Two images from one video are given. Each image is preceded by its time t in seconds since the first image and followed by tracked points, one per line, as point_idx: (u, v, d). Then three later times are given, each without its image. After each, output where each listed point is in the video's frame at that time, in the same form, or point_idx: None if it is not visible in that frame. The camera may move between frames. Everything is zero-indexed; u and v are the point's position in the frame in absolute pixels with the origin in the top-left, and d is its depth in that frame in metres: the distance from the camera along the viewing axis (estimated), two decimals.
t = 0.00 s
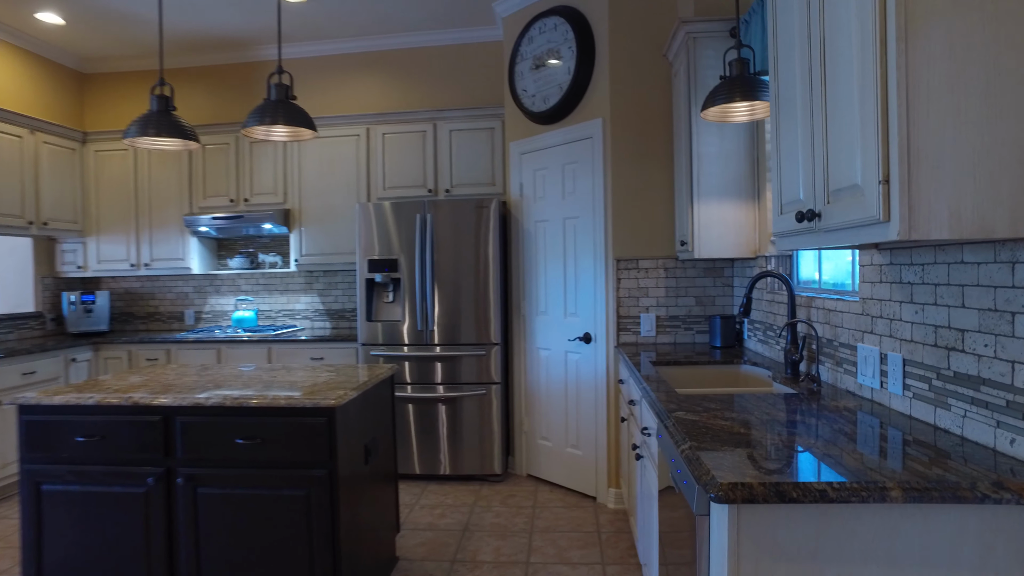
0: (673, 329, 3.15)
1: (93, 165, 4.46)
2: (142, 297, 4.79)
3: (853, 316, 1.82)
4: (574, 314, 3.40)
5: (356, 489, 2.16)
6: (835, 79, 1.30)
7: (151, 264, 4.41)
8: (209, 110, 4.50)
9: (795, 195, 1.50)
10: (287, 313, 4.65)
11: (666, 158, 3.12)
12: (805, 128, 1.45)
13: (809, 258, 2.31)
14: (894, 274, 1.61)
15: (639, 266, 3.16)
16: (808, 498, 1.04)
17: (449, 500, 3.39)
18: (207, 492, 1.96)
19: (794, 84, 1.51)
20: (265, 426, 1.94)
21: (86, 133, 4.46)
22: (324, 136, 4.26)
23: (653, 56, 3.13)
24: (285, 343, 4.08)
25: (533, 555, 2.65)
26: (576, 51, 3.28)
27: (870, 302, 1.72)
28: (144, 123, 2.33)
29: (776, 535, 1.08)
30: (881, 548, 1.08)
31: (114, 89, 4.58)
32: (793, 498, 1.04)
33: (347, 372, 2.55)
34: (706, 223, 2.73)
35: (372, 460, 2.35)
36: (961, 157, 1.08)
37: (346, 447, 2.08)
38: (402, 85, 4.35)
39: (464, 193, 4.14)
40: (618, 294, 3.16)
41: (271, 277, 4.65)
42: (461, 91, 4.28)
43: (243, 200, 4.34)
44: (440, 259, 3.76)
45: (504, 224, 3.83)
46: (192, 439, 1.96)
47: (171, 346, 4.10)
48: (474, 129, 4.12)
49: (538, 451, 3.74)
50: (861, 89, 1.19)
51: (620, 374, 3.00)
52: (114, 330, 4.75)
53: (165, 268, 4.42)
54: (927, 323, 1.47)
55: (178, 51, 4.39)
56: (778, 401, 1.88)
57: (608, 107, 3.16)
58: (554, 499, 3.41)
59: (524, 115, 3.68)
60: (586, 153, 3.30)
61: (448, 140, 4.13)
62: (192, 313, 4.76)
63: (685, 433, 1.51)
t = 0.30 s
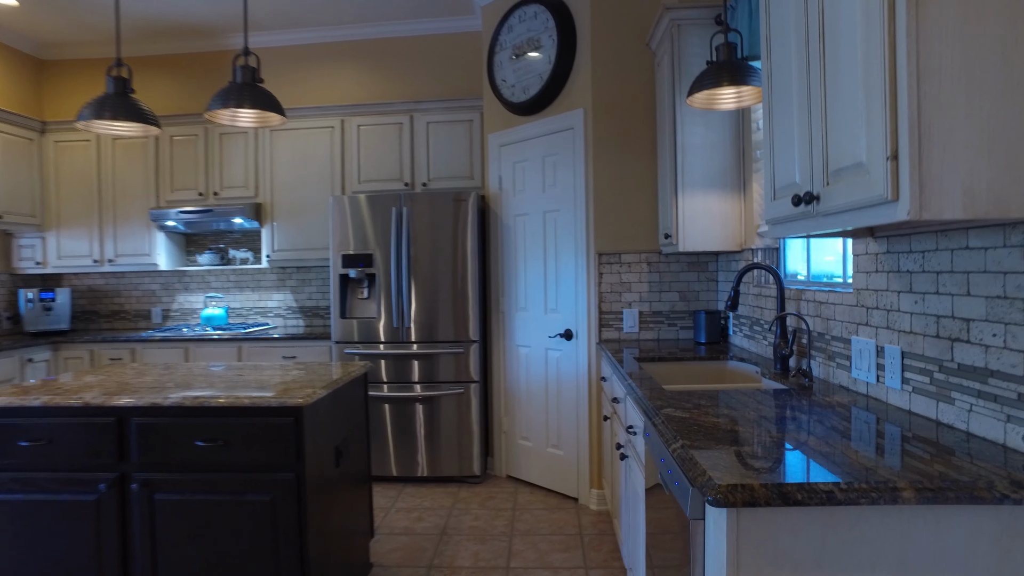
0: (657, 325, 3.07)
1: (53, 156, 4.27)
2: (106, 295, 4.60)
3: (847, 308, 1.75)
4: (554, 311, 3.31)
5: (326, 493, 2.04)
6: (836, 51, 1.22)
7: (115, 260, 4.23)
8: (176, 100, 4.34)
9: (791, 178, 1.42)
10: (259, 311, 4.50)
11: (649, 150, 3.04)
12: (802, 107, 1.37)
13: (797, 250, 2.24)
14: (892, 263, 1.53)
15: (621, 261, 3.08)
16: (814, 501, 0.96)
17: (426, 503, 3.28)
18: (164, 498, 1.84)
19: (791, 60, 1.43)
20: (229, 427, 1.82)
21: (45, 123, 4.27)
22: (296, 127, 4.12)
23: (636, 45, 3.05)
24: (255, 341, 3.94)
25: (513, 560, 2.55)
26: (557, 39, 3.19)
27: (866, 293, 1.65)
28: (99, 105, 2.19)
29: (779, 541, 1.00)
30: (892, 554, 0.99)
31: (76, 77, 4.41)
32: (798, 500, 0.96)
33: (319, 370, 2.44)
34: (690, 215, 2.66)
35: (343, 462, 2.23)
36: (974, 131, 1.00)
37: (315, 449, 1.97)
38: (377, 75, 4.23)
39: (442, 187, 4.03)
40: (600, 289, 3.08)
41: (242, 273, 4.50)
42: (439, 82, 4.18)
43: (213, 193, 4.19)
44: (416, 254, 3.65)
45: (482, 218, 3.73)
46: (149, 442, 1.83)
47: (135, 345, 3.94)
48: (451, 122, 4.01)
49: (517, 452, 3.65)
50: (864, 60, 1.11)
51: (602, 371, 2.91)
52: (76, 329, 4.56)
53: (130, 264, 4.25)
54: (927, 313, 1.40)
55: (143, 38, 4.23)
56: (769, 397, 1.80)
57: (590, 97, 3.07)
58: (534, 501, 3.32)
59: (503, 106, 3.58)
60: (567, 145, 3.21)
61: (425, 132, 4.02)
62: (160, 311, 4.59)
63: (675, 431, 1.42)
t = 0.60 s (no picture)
0: (645, 320, 2.94)
1: (11, 144, 4.07)
2: (69, 291, 4.40)
3: (852, 297, 1.63)
4: (538, 306, 3.17)
5: (292, 500, 1.89)
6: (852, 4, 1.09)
7: (78, 254, 4.01)
8: (142, 87, 4.17)
9: (798, 151, 1.29)
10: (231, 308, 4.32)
11: (637, 137, 2.92)
12: (810, 72, 1.24)
13: (796, 236, 2.15)
14: (904, 247, 1.41)
15: (608, 252, 2.95)
16: (839, 511, 0.82)
17: (404, 508, 3.13)
18: (110, 508, 1.67)
19: (797, 22, 1.30)
20: (182, 430, 1.66)
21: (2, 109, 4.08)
22: (270, 116, 3.94)
23: (623, 28, 2.92)
24: (226, 339, 3.77)
25: (495, 568, 2.42)
26: (541, 22, 3.05)
27: (873, 280, 1.53)
28: (44, 81, 2.01)
29: (798, 558, 0.86)
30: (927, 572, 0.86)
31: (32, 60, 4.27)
32: (821, 510, 0.82)
33: (287, 367, 2.28)
34: (680, 203, 2.53)
35: (312, 466, 2.08)
36: (1017, 86, 0.88)
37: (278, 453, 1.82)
38: (355, 62, 4.07)
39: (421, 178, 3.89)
40: (585, 282, 2.94)
41: (214, 269, 4.32)
42: (418, 70, 4.03)
43: (182, 184, 4.00)
44: (392, 246, 3.50)
45: (463, 209, 3.59)
46: (93, 447, 1.67)
47: (98, 344, 3.75)
48: (431, 111, 3.86)
49: (500, 453, 3.51)
50: (887, 10, 0.98)
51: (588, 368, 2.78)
52: (37, 327, 4.35)
53: (94, 259, 4.02)
54: (945, 299, 1.28)
55: (108, 21, 4.03)
56: (768, 393, 1.68)
57: (575, 82, 2.94)
58: (518, 505, 3.18)
59: (484, 93, 3.44)
60: (551, 132, 3.08)
61: (404, 121, 3.87)
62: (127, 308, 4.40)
63: (672, 430, 1.28)
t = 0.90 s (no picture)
0: (616, 316, 2.79)
1: None
2: None
3: (844, 287, 1.50)
4: (503, 301, 3.01)
5: (228, 517, 1.69)
6: None
7: (8, 248, 3.70)
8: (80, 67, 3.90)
9: (797, 118, 1.15)
10: (179, 306, 4.05)
11: (609, 123, 2.78)
12: (811, 27, 1.10)
13: (774, 225, 2.06)
14: (905, 230, 1.28)
15: (577, 244, 2.80)
16: (868, 536, 0.67)
17: (361, 518, 2.93)
18: (9, 533, 1.45)
19: None
20: (95, 440, 1.45)
21: None
22: (220, 101, 3.69)
23: (594, 8, 2.77)
24: (170, 339, 3.51)
25: None
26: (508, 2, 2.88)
27: (870, 267, 1.39)
28: None
29: None
30: None
31: None
32: (847, 536, 0.67)
33: (228, 368, 2.07)
34: (654, 190, 2.39)
35: (253, 477, 1.88)
36: None
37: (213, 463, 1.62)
38: (312, 46, 3.85)
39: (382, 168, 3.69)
40: (553, 276, 2.79)
41: (159, 264, 4.05)
42: (379, 55, 3.83)
43: (124, 173, 3.73)
44: (349, 239, 3.29)
45: (425, 201, 3.41)
46: None
47: (29, 344, 3.46)
48: (392, 97, 3.66)
49: (463, 457, 3.34)
50: None
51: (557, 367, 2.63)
52: None
53: (25, 254, 3.71)
54: (956, 286, 1.15)
55: None
56: (754, 392, 1.53)
57: (543, 64, 2.78)
58: (482, 512, 3.01)
59: (448, 77, 3.26)
60: (518, 118, 2.92)
61: (364, 108, 3.66)
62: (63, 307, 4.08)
63: (653, 435, 1.12)
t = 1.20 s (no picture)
0: (578, 310, 2.63)
1: None
2: None
3: (831, 271, 1.36)
4: (457, 295, 2.82)
5: (136, 541, 1.46)
6: None
7: None
8: None
9: (793, 71, 1.00)
10: (105, 303, 3.73)
11: (570, 105, 2.62)
12: None
13: (750, 211, 1.96)
14: (903, 204, 1.15)
15: (536, 234, 2.63)
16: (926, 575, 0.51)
17: (304, 530, 2.71)
18: None
19: None
20: None
21: None
22: (149, 80, 3.39)
23: None
24: (93, 339, 3.21)
25: None
26: None
27: (862, 248, 1.25)
28: None
29: None
30: None
31: None
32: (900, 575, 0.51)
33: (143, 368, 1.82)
34: (618, 174, 2.24)
35: (171, 492, 1.65)
36: None
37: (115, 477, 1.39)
38: (252, 24, 3.59)
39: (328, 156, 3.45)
40: (511, 267, 2.61)
41: (83, 258, 3.72)
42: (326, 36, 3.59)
43: (40, 156, 3.40)
44: (291, 229, 3.05)
45: (374, 189, 3.19)
46: None
47: None
48: (339, 80, 3.43)
49: (416, 462, 3.14)
50: None
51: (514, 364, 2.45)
52: None
53: None
54: (966, 264, 1.01)
55: None
56: (733, 388, 1.38)
57: (500, 42, 2.60)
58: (436, 521, 2.83)
59: (399, 57, 3.04)
60: (472, 99, 2.73)
61: (309, 91, 3.42)
62: None
63: (628, 436, 0.94)
